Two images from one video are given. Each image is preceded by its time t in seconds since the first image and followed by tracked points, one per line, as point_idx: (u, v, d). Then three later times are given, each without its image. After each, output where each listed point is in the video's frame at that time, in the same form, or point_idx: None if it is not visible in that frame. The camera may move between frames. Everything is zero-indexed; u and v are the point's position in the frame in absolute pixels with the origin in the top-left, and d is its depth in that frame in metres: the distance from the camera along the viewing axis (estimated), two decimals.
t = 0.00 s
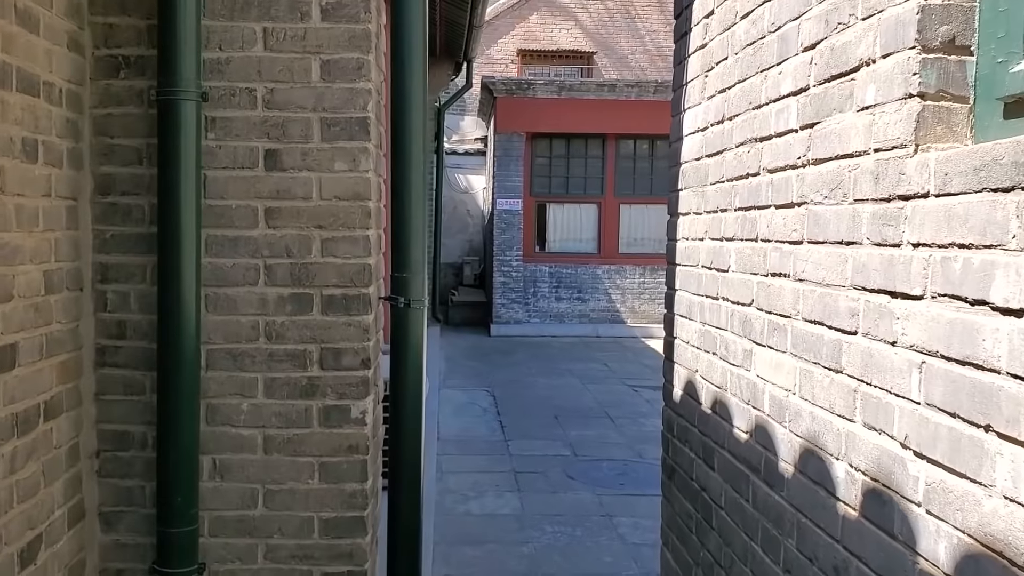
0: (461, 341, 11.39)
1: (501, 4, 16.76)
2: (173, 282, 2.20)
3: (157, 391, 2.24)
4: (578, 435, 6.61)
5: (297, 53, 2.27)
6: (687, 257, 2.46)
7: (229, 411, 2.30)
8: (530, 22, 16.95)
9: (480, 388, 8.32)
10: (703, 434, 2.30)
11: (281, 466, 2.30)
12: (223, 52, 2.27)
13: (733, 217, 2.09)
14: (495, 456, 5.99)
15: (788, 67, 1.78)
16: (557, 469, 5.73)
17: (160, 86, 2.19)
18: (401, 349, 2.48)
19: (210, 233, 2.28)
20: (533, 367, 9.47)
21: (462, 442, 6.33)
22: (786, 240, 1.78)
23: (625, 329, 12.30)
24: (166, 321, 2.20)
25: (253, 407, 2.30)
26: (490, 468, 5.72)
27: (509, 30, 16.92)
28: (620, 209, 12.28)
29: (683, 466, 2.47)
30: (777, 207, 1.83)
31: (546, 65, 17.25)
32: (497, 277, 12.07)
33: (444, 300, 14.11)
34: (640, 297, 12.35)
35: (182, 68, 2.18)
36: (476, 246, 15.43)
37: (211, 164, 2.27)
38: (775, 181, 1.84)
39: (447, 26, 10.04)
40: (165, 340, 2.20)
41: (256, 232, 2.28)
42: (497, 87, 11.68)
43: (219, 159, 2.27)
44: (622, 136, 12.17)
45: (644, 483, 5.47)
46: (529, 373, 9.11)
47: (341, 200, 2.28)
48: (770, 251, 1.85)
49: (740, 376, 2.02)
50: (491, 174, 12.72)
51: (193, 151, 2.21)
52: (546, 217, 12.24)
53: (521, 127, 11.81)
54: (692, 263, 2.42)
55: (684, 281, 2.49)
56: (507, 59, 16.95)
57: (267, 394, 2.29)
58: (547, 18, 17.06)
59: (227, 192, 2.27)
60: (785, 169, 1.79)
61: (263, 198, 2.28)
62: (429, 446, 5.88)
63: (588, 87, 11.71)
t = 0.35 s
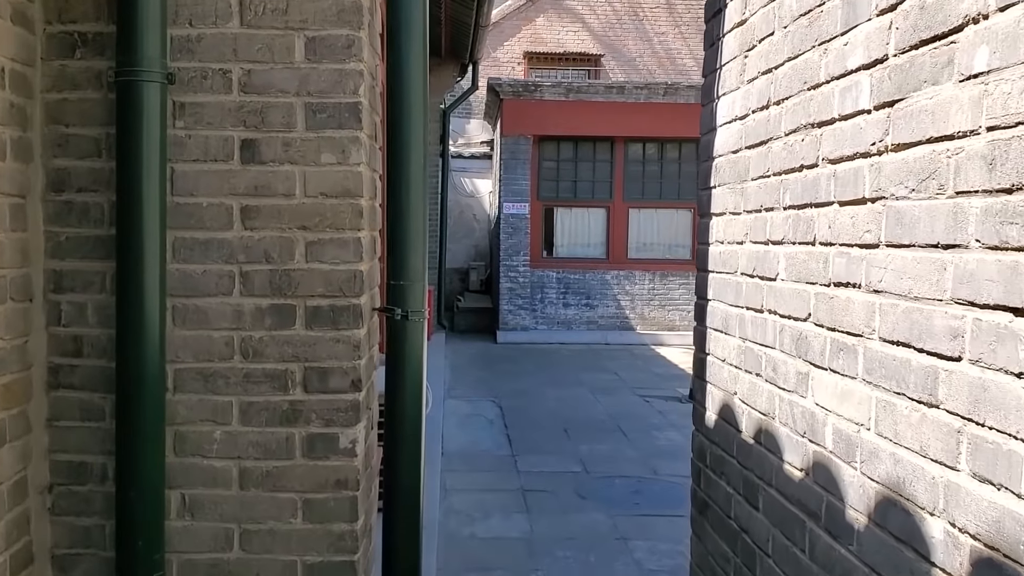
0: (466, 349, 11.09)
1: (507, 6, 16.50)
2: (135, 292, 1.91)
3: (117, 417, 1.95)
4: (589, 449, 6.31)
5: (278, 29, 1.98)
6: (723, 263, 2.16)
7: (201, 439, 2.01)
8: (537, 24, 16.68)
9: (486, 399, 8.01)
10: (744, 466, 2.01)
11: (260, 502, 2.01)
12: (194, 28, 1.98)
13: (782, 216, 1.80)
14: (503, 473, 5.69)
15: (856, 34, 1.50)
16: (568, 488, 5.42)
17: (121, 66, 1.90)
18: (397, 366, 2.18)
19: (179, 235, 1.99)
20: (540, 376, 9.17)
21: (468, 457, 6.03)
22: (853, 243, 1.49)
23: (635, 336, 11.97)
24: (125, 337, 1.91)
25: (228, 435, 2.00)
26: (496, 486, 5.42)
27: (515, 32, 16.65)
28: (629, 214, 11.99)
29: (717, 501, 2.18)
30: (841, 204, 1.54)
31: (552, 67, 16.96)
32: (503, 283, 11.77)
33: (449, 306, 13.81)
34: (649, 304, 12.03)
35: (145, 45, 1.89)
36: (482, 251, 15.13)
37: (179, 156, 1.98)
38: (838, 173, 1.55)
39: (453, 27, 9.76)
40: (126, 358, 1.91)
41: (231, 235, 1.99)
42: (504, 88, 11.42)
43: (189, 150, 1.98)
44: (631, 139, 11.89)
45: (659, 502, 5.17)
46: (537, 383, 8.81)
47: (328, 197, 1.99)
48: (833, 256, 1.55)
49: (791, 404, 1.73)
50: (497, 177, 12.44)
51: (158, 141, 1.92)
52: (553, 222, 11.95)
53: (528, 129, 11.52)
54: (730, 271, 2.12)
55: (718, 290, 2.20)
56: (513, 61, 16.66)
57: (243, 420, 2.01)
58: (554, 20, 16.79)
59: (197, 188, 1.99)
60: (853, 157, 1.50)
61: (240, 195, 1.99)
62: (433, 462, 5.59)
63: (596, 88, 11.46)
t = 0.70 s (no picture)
0: (461, 356, 10.80)
1: (502, 7, 16.27)
2: (67, 310, 1.63)
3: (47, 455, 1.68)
4: (588, 462, 6.04)
5: (236, 5, 1.71)
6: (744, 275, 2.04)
7: (146, 479, 1.73)
8: (532, 25, 16.45)
9: (481, 409, 7.72)
10: (773, 509, 1.85)
11: (214, 551, 1.74)
12: (138, 4, 1.71)
13: (820, 220, 1.66)
14: (498, 489, 5.41)
15: (925, 5, 1.37)
16: (567, 505, 5.15)
17: (49, 47, 1.63)
18: (376, 390, 1.91)
19: (120, 242, 1.71)
20: (537, 385, 8.90)
21: (462, 473, 5.75)
22: (921, 250, 1.37)
23: (633, 342, 11.66)
24: (55, 362, 1.64)
25: (177, 475, 1.73)
26: (491, 504, 5.14)
27: (510, 33, 16.42)
28: (628, 218, 11.72)
29: (738, 542, 2.04)
30: (904, 203, 1.41)
31: (548, 69, 16.70)
32: (499, 288, 11.49)
33: (444, 312, 13.51)
34: (648, 309, 11.74)
35: (78, 20, 1.62)
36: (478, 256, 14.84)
37: (121, 151, 1.71)
38: (902, 166, 1.42)
39: (446, 26, 9.52)
40: (55, 387, 1.64)
41: (181, 244, 1.71)
42: (500, 90, 11.20)
43: (132, 144, 1.71)
44: (629, 142, 11.62)
45: (663, 521, 4.90)
46: (534, 392, 8.53)
47: (293, 199, 1.72)
48: (895, 267, 1.43)
49: (835, 444, 1.60)
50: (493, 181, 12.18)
51: (93, 135, 1.64)
52: (550, 226, 11.69)
53: (524, 131, 11.26)
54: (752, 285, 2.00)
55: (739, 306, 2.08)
56: (509, 63, 16.42)
57: (196, 458, 1.73)
58: (550, 21, 16.56)
59: (142, 188, 1.71)
60: (922, 149, 1.37)
61: (191, 196, 1.71)
62: (424, 479, 5.31)
63: (594, 89, 11.25)
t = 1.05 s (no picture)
0: (453, 362, 10.48)
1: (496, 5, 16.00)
2: None
3: None
4: (585, 476, 5.74)
5: None
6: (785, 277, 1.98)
7: (45, 532, 1.56)
8: (527, 23, 16.17)
9: (472, 417, 7.41)
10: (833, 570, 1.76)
11: None
12: None
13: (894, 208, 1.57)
14: (489, 506, 5.10)
15: None
16: (562, 523, 4.85)
17: None
18: (332, 414, 1.70)
19: (14, 242, 1.54)
20: (532, 392, 8.59)
21: (450, 488, 5.43)
22: None
23: (630, 348, 11.32)
24: None
25: (84, 525, 1.56)
26: (481, 523, 4.83)
27: (505, 31, 16.14)
28: (625, 220, 11.42)
29: None
30: (1001, 185, 1.29)
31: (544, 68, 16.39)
32: (493, 292, 11.18)
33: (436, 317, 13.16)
34: (646, 313, 11.42)
35: None
36: (471, 259, 14.54)
37: (13, 130, 1.53)
38: (995, 143, 1.31)
39: (437, 21, 9.22)
40: None
41: (87, 242, 1.54)
42: (493, 88, 10.85)
43: (28, 122, 1.53)
44: (626, 142, 11.32)
45: (664, 541, 4.61)
46: (527, 400, 8.20)
47: (227, 187, 1.55)
48: (987, 277, 1.31)
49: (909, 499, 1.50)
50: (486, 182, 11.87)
51: None
52: (545, 229, 11.38)
53: (518, 131, 10.94)
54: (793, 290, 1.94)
55: (776, 318, 2.03)
56: (503, 62, 16.11)
57: (109, 505, 1.56)
58: (545, 20, 16.28)
59: (41, 174, 1.54)
60: None
61: (99, 185, 1.54)
62: (408, 496, 4.98)
63: (590, 88, 10.96)
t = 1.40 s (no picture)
0: (448, 364, 10.16)
1: None
2: None
3: None
4: (585, 487, 5.44)
5: None
6: (856, 272, 1.80)
7: None
8: (524, 19, 15.87)
9: (466, 423, 7.09)
10: None
11: None
12: None
13: None
14: (485, 521, 4.79)
15: None
16: (562, 540, 4.55)
17: None
18: (287, 431, 1.63)
19: None
20: (528, 396, 8.28)
21: (443, 501, 5.12)
22: None
23: (629, 350, 11.03)
24: None
25: None
26: (475, 539, 4.52)
27: (501, 27, 15.84)
28: (625, 218, 11.11)
29: None
30: None
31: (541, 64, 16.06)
32: (488, 293, 10.85)
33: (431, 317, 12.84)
34: (645, 315, 11.12)
35: None
36: (467, 259, 14.24)
37: None
38: None
39: (431, 14, 8.90)
40: None
41: None
42: (489, 82, 10.54)
43: None
44: (626, 139, 11.03)
45: (672, 560, 4.31)
46: (523, 405, 7.88)
47: (148, 158, 1.44)
48: None
49: None
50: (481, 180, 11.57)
51: None
52: (542, 227, 11.07)
53: (515, 128, 10.62)
54: (865, 292, 1.77)
55: (839, 326, 1.87)
56: (499, 58, 15.79)
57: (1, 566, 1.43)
58: (542, 15, 15.98)
59: None
60: None
61: None
62: (397, 509, 4.66)
63: (588, 83, 10.66)
